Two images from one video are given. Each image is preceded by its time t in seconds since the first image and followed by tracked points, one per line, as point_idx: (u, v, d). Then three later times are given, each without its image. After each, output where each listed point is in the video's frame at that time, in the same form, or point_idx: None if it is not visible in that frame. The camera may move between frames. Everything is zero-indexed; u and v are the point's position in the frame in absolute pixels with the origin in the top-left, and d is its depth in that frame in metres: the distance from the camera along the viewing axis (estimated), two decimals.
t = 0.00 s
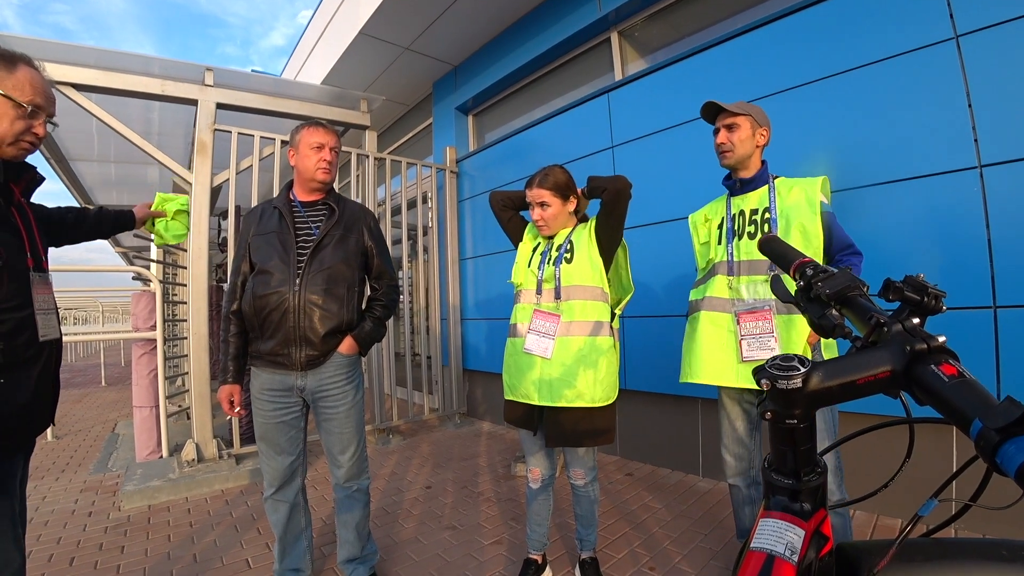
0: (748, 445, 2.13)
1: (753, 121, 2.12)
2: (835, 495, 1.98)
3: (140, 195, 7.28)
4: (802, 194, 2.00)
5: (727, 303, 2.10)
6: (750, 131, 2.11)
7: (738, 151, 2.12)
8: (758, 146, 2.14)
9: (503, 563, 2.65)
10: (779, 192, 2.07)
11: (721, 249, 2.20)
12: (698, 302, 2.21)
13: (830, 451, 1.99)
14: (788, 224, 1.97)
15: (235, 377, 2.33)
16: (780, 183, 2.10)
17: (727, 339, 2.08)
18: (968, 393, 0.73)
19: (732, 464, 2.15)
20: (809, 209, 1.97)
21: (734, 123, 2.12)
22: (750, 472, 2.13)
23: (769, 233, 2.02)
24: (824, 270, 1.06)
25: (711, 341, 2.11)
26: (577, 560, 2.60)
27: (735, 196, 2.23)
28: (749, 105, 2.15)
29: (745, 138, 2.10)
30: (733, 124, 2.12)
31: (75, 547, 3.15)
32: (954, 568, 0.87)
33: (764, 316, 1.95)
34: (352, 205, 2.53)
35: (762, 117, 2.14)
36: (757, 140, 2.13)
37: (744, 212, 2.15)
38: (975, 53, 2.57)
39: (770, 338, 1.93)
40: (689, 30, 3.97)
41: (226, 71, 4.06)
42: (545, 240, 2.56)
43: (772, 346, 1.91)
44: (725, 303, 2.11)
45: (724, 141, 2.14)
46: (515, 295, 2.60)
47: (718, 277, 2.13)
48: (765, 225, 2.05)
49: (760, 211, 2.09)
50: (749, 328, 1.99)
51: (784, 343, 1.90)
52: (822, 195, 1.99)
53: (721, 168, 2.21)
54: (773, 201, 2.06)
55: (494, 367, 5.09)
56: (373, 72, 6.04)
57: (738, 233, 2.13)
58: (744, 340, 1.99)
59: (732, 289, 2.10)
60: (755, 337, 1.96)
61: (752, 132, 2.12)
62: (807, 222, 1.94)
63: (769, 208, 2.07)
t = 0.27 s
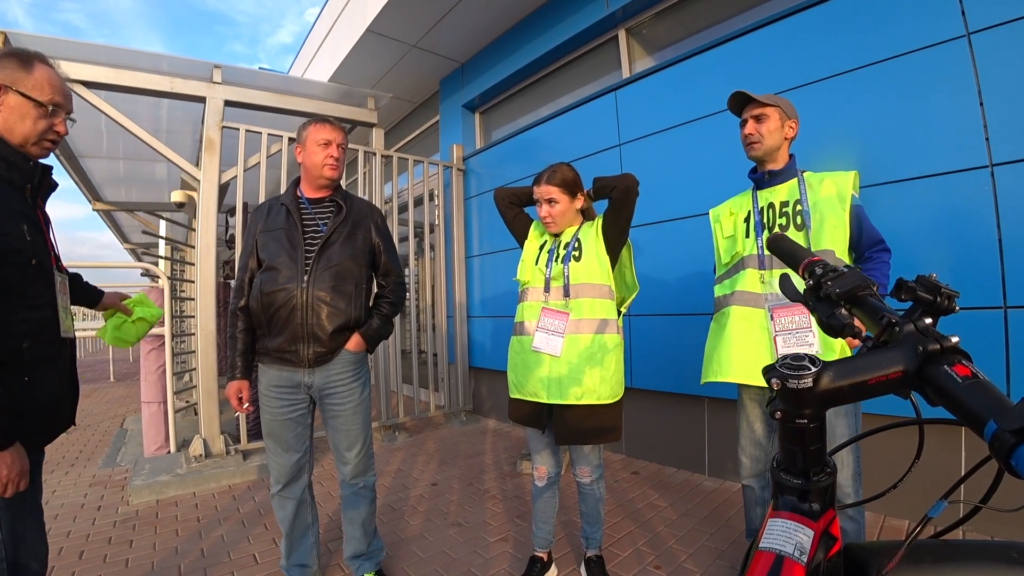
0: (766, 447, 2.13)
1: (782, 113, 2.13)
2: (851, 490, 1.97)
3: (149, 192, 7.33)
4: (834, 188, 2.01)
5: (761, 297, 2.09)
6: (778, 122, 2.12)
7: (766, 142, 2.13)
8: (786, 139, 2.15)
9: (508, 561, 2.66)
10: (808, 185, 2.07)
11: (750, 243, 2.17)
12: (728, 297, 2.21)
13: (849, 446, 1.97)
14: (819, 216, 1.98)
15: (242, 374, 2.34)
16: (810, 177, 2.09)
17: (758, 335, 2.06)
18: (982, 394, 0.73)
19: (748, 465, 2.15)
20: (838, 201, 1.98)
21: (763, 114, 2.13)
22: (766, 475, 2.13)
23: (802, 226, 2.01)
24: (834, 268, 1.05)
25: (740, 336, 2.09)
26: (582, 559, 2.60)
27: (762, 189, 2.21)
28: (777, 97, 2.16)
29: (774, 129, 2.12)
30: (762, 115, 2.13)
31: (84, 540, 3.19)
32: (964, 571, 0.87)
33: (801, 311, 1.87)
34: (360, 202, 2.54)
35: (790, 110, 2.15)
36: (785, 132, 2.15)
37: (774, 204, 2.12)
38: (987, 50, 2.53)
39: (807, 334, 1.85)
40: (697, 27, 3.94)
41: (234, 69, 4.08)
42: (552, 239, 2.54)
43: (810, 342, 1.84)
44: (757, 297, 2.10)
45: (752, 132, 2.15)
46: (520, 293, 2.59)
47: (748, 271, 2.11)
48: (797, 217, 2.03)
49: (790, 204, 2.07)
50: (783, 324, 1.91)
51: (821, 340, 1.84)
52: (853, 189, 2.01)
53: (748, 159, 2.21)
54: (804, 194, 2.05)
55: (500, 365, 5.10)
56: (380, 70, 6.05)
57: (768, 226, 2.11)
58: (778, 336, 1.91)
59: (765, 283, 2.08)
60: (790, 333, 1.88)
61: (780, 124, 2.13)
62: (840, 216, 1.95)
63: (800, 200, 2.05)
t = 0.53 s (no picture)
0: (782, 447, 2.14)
1: (809, 106, 2.11)
2: (872, 481, 1.97)
3: (160, 192, 7.41)
4: (861, 189, 2.02)
5: (780, 298, 2.08)
6: (806, 115, 2.10)
7: (793, 135, 2.11)
8: (813, 132, 2.13)
9: (517, 559, 2.66)
10: (835, 183, 2.09)
11: (770, 240, 2.17)
12: (746, 298, 2.20)
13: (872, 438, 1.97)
14: (843, 217, 2.00)
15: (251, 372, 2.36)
16: (837, 176, 2.11)
17: (777, 336, 2.05)
18: (997, 395, 0.72)
19: (763, 466, 2.15)
20: (863, 202, 2.00)
21: (791, 106, 2.11)
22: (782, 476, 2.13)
23: (825, 226, 2.04)
24: (845, 268, 1.04)
25: (760, 337, 2.09)
26: (591, 558, 2.61)
27: (786, 183, 2.22)
28: (806, 91, 2.14)
29: (802, 121, 2.09)
30: (789, 107, 2.11)
31: (98, 536, 3.24)
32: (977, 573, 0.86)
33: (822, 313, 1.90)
34: (368, 201, 2.55)
35: (818, 103, 2.14)
36: (813, 125, 2.13)
37: (797, 202, 2.14)
38: (1001, 46, 2.50)
39: (826, 336, 1.88)
40: (706, 25, 3.92)
41: (244, 69, 4.11)
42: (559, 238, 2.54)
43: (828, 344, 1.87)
44: (778, 297, 2.08)
45: (778, 125, 2.13)
46: (527, 294, 2.59)
47: (764, 271, 2.11)
48: (820, 216, 2.05)
49: (814, 203, 2.09)
50: (802, 324, 1.94)
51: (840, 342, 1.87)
52: (880, 191, 2.02)
53: (774, 153, 2.19)
54: (829, 193, 2.07)
55: (508, 364, 5.10)
56: (389, 69, 6.07)
57: (790, 223, 2.12)
58: (796, 337, 1.95)
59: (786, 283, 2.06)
60: (808, 334, 1.92)
61: (808, 117, 2.11)
62: (863, 219, 1.97)
63: (825, 199, 2.07)
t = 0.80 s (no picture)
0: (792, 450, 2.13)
1: (828, 103, 2.09)
2: (883, 484, 1.95)
3: (172, 192, 7.48)
4: (876, 186, 2.00)
5: (792, 296, 2.06)
6: (825, 112, 2.08)
7: (811, 133, 2.09)
8: (831, 129, 2.11)
9: (525, 559, 2.66)
10: (850, 180, 2.07)
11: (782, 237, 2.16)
12: (757, 295, 2.19)
13: (884, 440, 1.95)
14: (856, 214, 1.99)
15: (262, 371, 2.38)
16: (853, 172, 2.09)
17: (789, 335, 2.04)
18: (1011, 397, 0.72)
19: (774, 468, 2.13)
20: (879, 200, 1.98)
21: (809, 103, 2.09)
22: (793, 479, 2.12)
23: (839, 222, 2.03)
24: (854, 267, 1.03)
25: (772, 336, 2.08)
26: (599, 558, 2.60)
27: (800, 181, 2.20)
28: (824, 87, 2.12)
29: (819, 119, 2.07)
30: (807, 105, 2.09)
31: (111, 532, 3.28)
32: None
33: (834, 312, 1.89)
34: (377, 201, 2.56)
35: (837, 100, 2.11)
36: (831, 122, 2.10)
37: (811, 199, 2.13)
38: (1018, 42, 2.45)
39: (838, 335, 1.87)
40: (715, 23, 3.89)
41: (254, 70, 4.14)
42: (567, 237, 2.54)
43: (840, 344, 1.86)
44: (790, 295, 2.07)
45: (796, 122, 2.11)
46: (534, 294, 2.58)
47: (777, 269, 2.09)
48: (835, 213, 2.05)
49: (828, 200, 2.08)
50: (814, 324, 1.93)
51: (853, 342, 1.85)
52: (897, 187, 1.99)
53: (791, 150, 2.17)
54: (844, 189, 2.05)
55: (517, 363, 5.11)
56: (397, 69, 6.10)
57: (802, 220, 2.12)
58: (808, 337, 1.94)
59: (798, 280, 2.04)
60: (821, 334, 1.91)
61: (826, 114, 2.09)
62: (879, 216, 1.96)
63: (840, 195, 2.06)
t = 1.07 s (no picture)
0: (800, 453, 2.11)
1: (839, 103, 2.07)
2: (893, 487, 1.93)
3: (183, 191, 7.56)
4: (888, 183, 1.98)
5: (801, 292, 2.03)
6: (836, 113, 2.05)
7: (823, 134, 2.07)
8: (843, 130, 2.09)
9: (532, 559, 2.66)
10: (862, 178, 2.04)
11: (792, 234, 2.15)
12: (766, 290, 2.18)
13: (894, 443, 1.93)
14: (869, 211, 1.97)
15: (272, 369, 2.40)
16: (864, 169, 2.06)
17: (798, 332, 2.02)
18: None
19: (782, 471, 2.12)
20: (893, 197, 1.96)
21: (820, 104, 2.06)
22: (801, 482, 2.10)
23: (851, 219, 2.01)
24: (864, 268, 1.02)
25: (780, 333, 2.06)
26: (607, 559, 2.59)
27: (811, 178, 2.18)
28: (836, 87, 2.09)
29: (831, 120, 2.05)
30: (818, 105, 2.07)
31: (122, 527, 3.32)
32: None
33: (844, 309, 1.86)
34: (387, 200, 2.57)
35: (848, 100, 2.09)
36: (843, 123, 2.08)
37: (822, 196, 2.12)
38: None
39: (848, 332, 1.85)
40: (726, 22, 3.87)
41: (265, 70, 4.17)
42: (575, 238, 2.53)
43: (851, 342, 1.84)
44: (799, 291, 2.04)
45: (807, 123, 2.09)
46: (544, 294, 2.57)
47: (789, 265, 2.07)
48: (846, 210, 2.03)
49: (840, 197, 2.07)
50: (824, 321, 1.91)
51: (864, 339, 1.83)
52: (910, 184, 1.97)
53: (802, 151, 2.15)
54: (855, 186, 2.03)
55: (525, 363, 5.11)
56: (407, 69, 6.12)
57: (813, 218, 2.11)
58: (818, 335, 1.92)
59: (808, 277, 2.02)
60: (831, 331, 1.89)
61: (838, 115, 2.07)
62: (893, 212, 1.93)
63: (851, 192, 2.04)
